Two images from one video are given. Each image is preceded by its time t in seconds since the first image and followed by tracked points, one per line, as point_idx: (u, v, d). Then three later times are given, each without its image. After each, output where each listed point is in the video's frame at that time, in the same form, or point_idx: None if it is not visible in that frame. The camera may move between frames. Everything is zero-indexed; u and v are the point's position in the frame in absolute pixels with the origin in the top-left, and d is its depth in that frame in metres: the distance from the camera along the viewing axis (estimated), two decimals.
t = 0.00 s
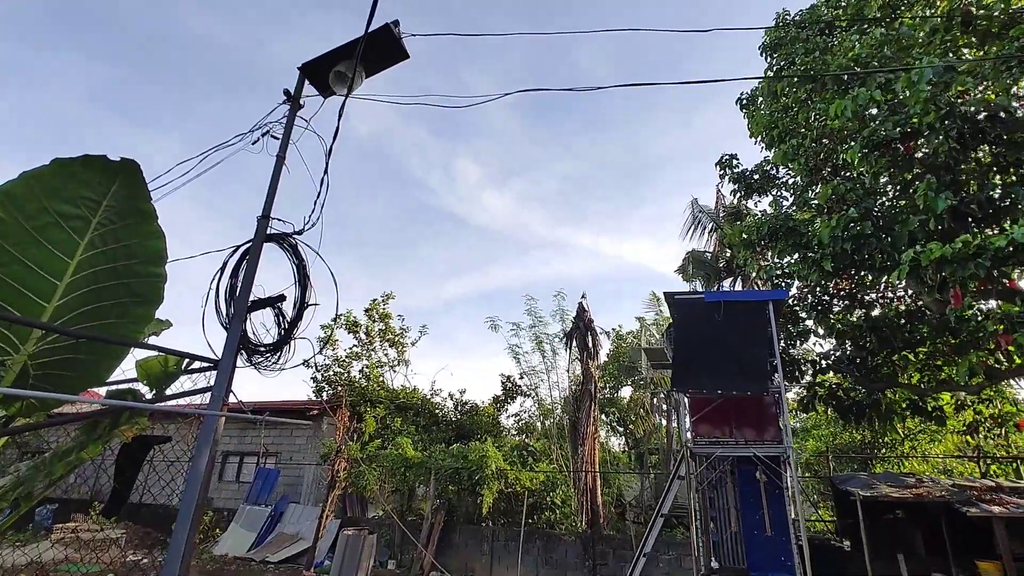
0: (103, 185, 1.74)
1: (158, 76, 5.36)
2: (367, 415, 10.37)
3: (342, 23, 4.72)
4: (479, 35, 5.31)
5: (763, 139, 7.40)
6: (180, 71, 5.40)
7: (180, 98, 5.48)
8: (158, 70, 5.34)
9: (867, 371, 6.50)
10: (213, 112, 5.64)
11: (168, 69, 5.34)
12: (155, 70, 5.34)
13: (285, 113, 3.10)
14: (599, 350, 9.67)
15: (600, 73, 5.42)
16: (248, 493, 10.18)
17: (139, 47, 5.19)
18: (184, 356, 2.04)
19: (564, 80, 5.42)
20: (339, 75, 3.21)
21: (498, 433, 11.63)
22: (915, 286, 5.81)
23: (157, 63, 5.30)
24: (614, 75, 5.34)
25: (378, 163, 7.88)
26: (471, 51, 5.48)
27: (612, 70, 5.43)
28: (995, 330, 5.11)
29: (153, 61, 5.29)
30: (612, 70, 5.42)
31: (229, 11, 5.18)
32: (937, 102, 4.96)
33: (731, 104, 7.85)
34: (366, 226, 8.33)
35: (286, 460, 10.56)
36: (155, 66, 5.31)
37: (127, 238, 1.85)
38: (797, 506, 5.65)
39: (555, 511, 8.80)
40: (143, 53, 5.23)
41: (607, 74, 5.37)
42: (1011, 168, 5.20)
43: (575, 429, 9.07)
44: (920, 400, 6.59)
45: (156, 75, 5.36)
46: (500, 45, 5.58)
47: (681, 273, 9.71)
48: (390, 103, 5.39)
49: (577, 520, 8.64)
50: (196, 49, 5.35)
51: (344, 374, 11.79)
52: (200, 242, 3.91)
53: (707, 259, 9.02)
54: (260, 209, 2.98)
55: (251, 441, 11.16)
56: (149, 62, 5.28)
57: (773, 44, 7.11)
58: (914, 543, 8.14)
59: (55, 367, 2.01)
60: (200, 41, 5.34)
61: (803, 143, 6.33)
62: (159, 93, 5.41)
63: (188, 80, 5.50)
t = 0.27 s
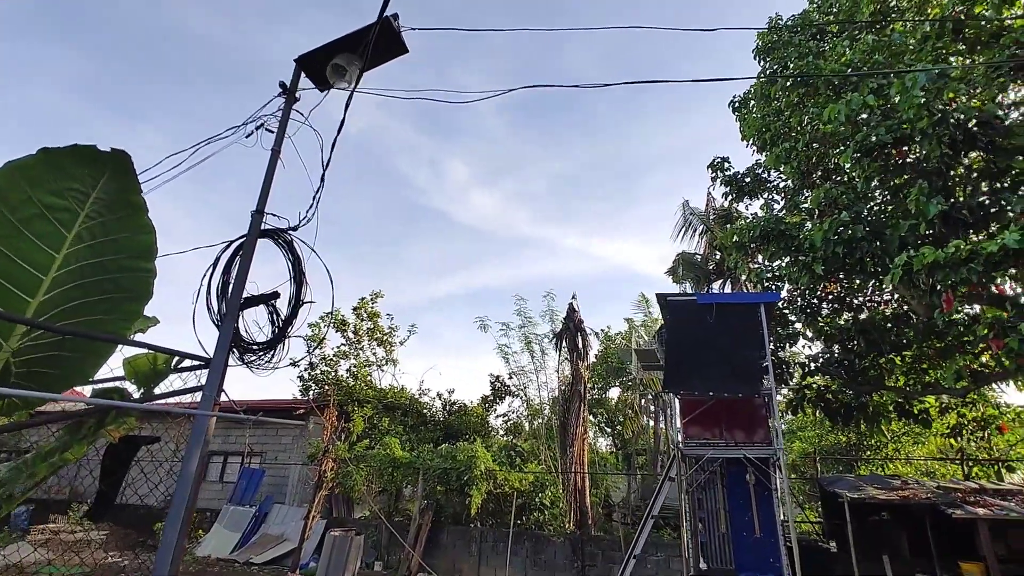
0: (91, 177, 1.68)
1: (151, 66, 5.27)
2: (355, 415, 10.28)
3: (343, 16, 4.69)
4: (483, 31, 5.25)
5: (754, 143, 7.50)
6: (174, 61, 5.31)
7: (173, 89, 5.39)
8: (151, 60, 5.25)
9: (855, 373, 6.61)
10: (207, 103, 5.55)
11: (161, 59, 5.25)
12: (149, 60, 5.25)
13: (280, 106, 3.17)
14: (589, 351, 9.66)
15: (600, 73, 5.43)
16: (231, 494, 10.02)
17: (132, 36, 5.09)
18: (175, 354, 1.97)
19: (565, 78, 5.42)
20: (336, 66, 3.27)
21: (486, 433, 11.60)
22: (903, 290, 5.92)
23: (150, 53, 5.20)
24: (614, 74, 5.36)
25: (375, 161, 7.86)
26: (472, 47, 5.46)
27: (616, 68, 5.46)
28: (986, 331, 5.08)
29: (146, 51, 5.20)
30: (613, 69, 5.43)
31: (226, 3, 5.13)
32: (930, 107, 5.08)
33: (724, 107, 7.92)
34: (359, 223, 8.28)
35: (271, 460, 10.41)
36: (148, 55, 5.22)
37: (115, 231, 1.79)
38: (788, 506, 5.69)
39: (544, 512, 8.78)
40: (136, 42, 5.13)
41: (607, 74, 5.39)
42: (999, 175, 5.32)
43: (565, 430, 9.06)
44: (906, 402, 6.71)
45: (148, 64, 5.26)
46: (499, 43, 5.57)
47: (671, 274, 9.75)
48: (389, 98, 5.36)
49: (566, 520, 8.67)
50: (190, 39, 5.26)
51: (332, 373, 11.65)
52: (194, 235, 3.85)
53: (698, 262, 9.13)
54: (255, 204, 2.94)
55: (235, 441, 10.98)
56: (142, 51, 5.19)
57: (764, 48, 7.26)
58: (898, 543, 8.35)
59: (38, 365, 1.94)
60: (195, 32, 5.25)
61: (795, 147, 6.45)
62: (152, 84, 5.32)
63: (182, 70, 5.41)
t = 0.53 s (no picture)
0: (83, 175, 1.63)
1: (146, 62, 5.25)
2: (341, 419, 10.17)
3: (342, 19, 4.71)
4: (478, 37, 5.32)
5: (741, 150, 7.66)
6: (170, 57, 5.30)
7: (167, 85, 5.37)
8: (146, 55, 5.23)
9: (839, 377, 6.77)
10: (202, 100, 5.54)
11: (157, 55, 5.23)
12: (143, 55, 5.22)
13: (275, 105, 3.26)
14: (577, 354, 9.68)
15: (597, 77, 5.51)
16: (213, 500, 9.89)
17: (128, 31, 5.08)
18: (170, 356, 1.95)
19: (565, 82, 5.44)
20: (335, 68, 3.42)
21: (473, 437, 11.59)
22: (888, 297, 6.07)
23: (146, 48, 5.19)
24: (609, 80, 5.46)
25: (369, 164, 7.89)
26: (469, 51, 5.53)
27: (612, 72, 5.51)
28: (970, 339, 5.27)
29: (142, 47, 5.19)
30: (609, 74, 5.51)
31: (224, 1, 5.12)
32: (914, 117, 5.28)
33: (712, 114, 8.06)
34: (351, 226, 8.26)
35: (254, 465, 10.23)
36: (143, 51, 5.20)
37: (106, 231, 1.74)
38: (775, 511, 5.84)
39: (532, 516, 8.78)
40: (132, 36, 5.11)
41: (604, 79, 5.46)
42: (979, 184, 5.51)
43: (552, 433, 9.06)
44: (889, 406, 6.89)
45: (143, 60, 5.24)
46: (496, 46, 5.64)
47: (659, 279, 9.85)
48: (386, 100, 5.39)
49: (553, 523, 8.68)
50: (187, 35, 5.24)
51: (318, 377, 11.52)
52: (192, 232, 3.83)
53: (685, 266, 9.25)
54: (250, 205, 3.00)
55: (217, 446, 10.77)
56: (137, 47, 5.16)
57: (752, 56, 7.42)
58: (881, 546, 8.49)
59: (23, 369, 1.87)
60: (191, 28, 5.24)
61: (784, 155, 6.63)
62: (146, 79, 5.30)
63: (177, 67, 5.39)
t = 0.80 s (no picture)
0: (83, 188, 1.59)
1: (139, 68, 5.23)
2: (330, 429, 10.07)
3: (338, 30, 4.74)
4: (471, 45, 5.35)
5: (725, 156, 7.83)
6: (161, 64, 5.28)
7: (159, 91, 5.34)
8: (138, 62, 5.21)
9: (825, 377, 6.94)
10: (192, 110, 5.50)
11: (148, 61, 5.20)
12: (135, 61, 5.20)
13: (274, 115, 3.36)
14: (566, 359, 9.70)
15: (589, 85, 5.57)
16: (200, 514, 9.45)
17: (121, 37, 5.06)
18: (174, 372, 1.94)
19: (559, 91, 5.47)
20: (334, 78, 3.45)
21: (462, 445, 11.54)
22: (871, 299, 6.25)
23: (139, 54, 5.17)
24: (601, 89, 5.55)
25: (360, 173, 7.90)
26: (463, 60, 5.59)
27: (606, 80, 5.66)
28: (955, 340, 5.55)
29: (136, 53, 5.18)
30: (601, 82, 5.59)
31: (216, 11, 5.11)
32: (896, 124, 5.53)
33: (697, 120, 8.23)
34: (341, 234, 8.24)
35: (240, 478, 10.03)
36: (135, 57, 5.18)
37: (104, 246, 1.70)
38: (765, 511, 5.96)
39: (523, 523, 8.76)
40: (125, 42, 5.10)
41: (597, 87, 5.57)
42: (957, 189, 5.73)
43: (543, 439, 9.06)
44: (873, 406, 7.08)
45: (135, 66, 5.21)
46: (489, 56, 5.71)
47: (645, 283, 9.96)
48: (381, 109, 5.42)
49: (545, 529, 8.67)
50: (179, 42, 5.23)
51: (304, 387, 11.37)
52: (189, 240, 3.82)
53: (671, 271, 9.27)
54: (251, 218, 3.05)
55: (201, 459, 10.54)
56: (130, 53, 5.15)
57: (734, 65, 7.61)
58: (867, 544, 8.80)
59: (15, 386, 1.80)
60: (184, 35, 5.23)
61: (769, 161, 6.81)
62: (138, 85, 5.26)
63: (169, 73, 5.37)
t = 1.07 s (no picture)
0: (83, 206, 1.59)
1: (132, 82, 5.24)
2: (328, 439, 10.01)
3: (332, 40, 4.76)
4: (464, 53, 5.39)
5: (715, 156, 7.91)
6: (155, 77, 5.29)
7: (152, 105, 5.34)
8: (130, 76, 5.21)
9: (821, 373, 7.02)
10: (184, 122, 5.48)
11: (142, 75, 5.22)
12: (128, 75, 5.21)
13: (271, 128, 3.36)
14: (563, 362, 9.68)
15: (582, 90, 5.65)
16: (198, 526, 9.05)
17: (114, 51, 5.07)
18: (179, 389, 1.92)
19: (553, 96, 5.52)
20: (331, 89, 3.45)
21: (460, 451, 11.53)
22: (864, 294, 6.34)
23: (131, 68, 5.18)
24: (594, 93, 5.62)
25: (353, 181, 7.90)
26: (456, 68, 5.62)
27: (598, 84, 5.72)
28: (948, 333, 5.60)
29: (128, 67, 5.19)
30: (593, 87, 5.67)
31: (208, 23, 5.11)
32: (885, 123, 5.62)
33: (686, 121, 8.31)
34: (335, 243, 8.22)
35: (237, 491, 9.92)
36: (128, 71, 5.19)
37: (104, 262, 1.69)
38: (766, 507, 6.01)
39: (525, 527, 8.73)
40: (118, 56, 5.12)
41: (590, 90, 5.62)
42: (944, 183, 5.84)
43: (541, 442, 9.04)
44: (869, 399, 7.17)
45: (127, 80, 5.20)
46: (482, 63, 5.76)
47: (638, 284, 10.02)
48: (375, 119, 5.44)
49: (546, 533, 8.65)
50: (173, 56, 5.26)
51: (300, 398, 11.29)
52: (189, 253, 3.82)
53: (663, 271, 9.32)
54: (250, 230, 3.04)
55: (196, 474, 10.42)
56: (123, 67, 5.16)
57: (721, 65, 7.70)
58: (865, 536, 8.94)
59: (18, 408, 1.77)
60: (177, 48, 5.25)
61: (758, 160, 6.89)
62: (131, 99, 5.26)
63: (162, 87, 5.37)
